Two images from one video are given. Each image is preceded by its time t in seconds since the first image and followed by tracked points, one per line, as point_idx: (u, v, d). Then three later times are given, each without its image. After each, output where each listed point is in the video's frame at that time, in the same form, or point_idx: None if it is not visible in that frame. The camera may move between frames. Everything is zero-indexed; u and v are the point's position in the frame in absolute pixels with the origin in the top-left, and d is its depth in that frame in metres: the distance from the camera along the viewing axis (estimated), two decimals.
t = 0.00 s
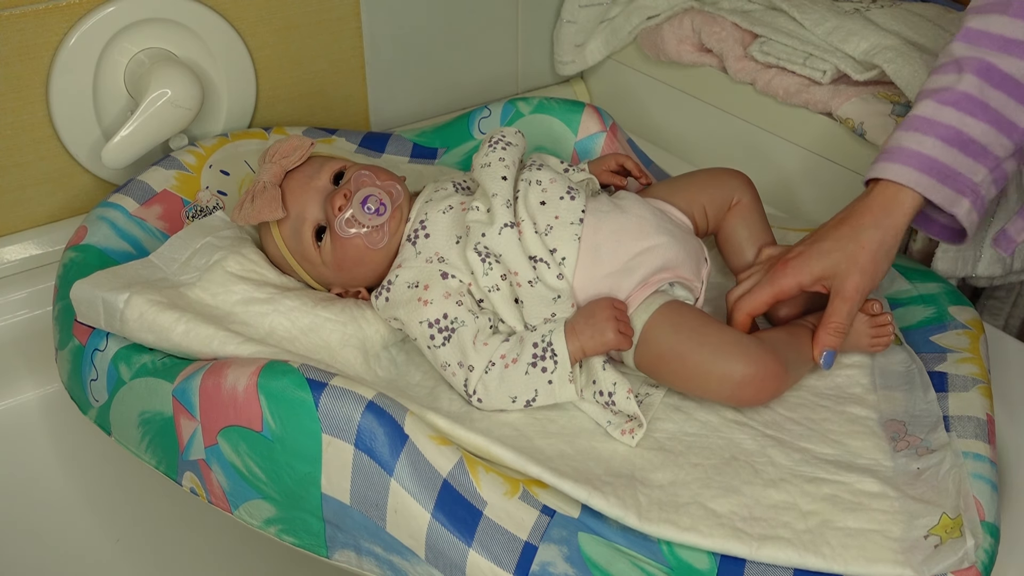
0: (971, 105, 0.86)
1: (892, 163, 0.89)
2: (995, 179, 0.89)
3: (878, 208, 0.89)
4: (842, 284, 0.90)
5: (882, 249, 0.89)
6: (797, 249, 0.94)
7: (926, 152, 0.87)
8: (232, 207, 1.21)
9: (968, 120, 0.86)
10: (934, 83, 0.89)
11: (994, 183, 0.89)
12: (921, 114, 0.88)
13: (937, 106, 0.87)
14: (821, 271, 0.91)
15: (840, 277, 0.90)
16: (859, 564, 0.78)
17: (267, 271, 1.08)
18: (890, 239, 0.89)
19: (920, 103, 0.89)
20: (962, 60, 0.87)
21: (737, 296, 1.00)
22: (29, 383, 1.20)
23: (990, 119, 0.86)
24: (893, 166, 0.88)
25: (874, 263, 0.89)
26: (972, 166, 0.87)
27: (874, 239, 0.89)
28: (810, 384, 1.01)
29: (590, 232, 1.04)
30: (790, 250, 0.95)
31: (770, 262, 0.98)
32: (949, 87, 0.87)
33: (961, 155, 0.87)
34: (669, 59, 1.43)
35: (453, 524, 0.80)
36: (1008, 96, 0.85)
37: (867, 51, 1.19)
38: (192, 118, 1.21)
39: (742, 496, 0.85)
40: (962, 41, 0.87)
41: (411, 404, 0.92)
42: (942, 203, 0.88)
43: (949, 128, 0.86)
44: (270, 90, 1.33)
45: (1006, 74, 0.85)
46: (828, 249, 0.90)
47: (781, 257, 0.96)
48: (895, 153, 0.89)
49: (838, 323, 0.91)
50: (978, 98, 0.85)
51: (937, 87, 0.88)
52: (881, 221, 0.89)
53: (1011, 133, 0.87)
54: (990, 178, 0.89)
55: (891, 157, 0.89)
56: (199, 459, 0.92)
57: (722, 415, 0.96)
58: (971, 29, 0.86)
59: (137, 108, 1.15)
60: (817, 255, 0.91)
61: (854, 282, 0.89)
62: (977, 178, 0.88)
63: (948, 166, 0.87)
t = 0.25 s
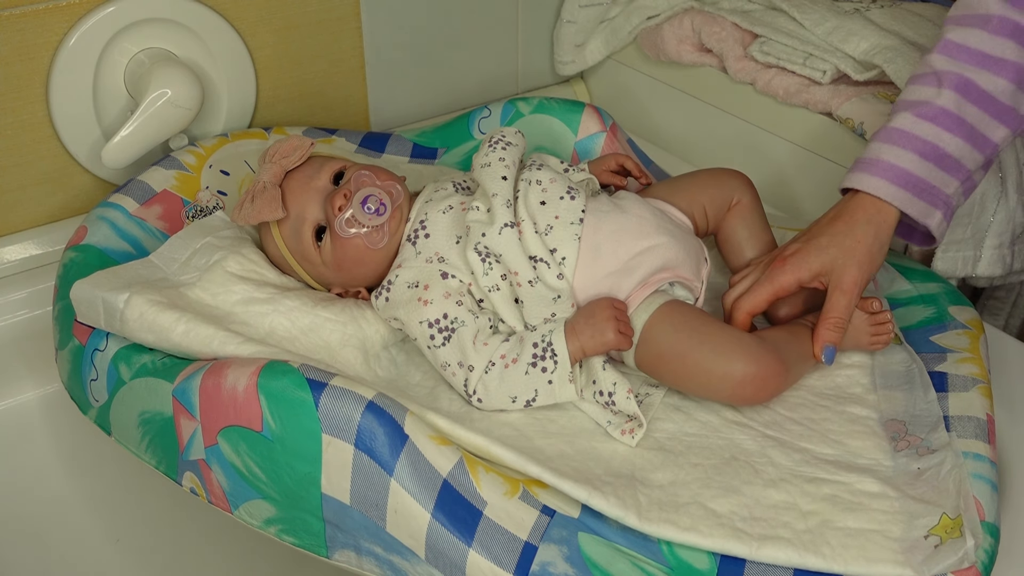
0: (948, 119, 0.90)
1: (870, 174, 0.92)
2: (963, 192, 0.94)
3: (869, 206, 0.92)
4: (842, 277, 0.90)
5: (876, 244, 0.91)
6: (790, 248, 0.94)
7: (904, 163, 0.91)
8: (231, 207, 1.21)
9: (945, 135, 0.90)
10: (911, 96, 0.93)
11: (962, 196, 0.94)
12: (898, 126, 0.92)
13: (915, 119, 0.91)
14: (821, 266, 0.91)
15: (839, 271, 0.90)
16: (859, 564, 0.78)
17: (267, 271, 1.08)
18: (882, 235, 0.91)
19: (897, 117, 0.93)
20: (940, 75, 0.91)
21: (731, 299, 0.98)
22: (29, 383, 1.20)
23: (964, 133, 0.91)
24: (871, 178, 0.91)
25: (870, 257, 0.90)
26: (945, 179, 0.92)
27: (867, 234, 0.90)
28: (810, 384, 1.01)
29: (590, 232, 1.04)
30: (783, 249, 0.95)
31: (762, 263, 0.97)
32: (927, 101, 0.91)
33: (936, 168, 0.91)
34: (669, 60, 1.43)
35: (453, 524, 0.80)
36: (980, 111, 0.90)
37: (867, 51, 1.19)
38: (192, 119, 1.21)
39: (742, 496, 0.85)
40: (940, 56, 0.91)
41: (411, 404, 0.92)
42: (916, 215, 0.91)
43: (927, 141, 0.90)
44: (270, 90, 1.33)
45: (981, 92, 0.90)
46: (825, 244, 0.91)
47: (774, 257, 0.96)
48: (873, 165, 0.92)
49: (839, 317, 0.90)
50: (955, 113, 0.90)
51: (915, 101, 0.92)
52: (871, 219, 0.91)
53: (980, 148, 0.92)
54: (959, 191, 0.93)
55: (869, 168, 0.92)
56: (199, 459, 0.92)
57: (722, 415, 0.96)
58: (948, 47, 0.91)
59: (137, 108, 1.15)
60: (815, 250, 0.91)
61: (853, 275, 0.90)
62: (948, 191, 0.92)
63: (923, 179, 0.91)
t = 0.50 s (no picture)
0: (930, 128, 0.90)
1: (851, 183, 0.91)
2: (942, 198, 0.94)
3: (853, 206, 0.91)
4: (831, 277, 0.90)
5: (863, 243, 0.90)
6: (778, 250, 0.94)
7: (886, 174, 0.90)
8: (232, 207, 1.21)
9: (927, 145, 0.90)
10: (894, 102, 0.91)
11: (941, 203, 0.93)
12: (880, 134, 0.91)
13: (898, 128, 0.90)
14: (809, 267, 0.91)
15: (828, 271, 0.90)
16: (859, 564, 0.78)
17: (267, 271, 1.08)
18: (868, 233, 0.91)
19: (879, 122, 0.92)
20: (924, 83, 0.90)
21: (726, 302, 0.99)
22: (29, 383, 1.18)
23: (945, 142, 0.90)
24: (853, 187, 0.91)
25: (858, 256, 0.90)
26: (925, 188, 0.91)
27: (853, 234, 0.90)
28: (810, 384, 1.01)
29: (590, 232, 1.04)
30: (772, 251, 0.95)
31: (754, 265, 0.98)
32: (910, 109, 0.90)
33: (916, 178, 0.91)
34: (669, 60, 1.43)
35: (453, 524, 0.80)
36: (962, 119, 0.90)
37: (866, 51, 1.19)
38: (192, 119, 1.21)
39: (742, 496, 0.85)
40: (925, 61, 0.90)
41: (411, 404, 0.92)
42: (896, 224, 0.91)
43: (909, 151, 0.90)
44: (270, 90, 1.33)
45: (964, 101, 0.89)
46: (811, 245, 0.91)
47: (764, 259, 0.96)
48: (855, 173, 0.91)
49: (833, 317, 0.90)
50: (938, 123, 0.89)
51: (898, 108, 0.91)
52: (855, 218, 0.91)
53: (961, 155, 0.91)
54: (937, 198, 0.93)
55: (850, 176, 0.91)
56: (199, 459, 0.92)
57: (722, 415, 0.96)
58: (932, 52, 0.90)
59: (137, 108, 1.15)
60: (801, 252, 0.91)
61: (843, 275, 0.90)
62: (928, 199, 0.92)
63: (903, 188, 0.91)
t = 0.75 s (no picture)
0: (925, 128, 0.89)
1: (846, 182, 0.91)
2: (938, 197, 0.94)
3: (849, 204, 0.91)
4: (827, 276, 0.90)
5: (858, 240, 0.91)
6: (773, 248, 0.94)
7: (881, 173, 0.90)
8: (232, 207, 1.21)
9: (923, 144, 0.90)
10: (891, 101, 0.91)
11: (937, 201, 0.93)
12: (876, 132, 0.91)
13: (894, 127, 0.90)
14: (805, 266, 0.91)
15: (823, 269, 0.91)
16: (859, 564, 0.78)
17: (267, 271, 1.08)
18: (863, 231, 0.91)
19: (875, 121, 0.92)
20: (922, 81, 0.89)
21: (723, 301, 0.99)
22: (29, 383, 1.18)
23: (941, 141, 0.90)
24: (848, 186, 0.91)
25: (853, 253, 0.90)
26: (921, 187, 0.91)
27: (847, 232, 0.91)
28: (810, 384, 1.01)
29: (590, 232, 1.04)
30: (767, 249, 0.95)
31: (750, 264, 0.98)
32: (906, 108, 0.90)
33: (912, 177, 0.91)
34: (669, 60, 1.43)
35: (453, 524, 0.80)
36: (958, 119, 0.90)
37: (866, 51, 1.19)
38: (192, 118, 1.21)
39: (742, 496, 0.85)
40: (923, 60, 0.89)
41: (411, 404, 0.92)
42: (891, 223, 0.92)
43: (905, 150, 0.90)
44: (270, 90, 1.33)
45: (962, 101, 0.89)
46: (808, 244, 0.91)
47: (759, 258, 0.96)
48: (850, 172, 0.91)
49: (831, 316, 0.91)
50: (934, 122, 0.89)
51: (895, 106, 0.91)
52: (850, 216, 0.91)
53: (958, 154, 0.91)
54: (933, 197, 0.93)
55: (846, 175, 0.91)
56: (199, 459, 0.92)
57: (722, 415, 0.96)
58: (930, 50, 0.89)
59: (137, 108, 1.15)
60: (797, 251, 0.91)
61: (839, 273, 0.90)
62: (923, 198, 0.92)
63: (899, 187, 0.91)
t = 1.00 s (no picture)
0: (931, 130, 0.89)
1: (851, 183, 0.91)
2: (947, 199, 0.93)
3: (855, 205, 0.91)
4: (830, 275, 0.90)
5: (862, 241, 0.91)
6: (778, 246, 0.94)
7: (886, 175, 0.90)
8: (232, 207, 1.21)
9: (929, 146, 0.89)
10: (898, 101, 0.90)
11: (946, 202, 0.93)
12: (882, 134, 0.90)
13: (900, 129, 0.90)
14: (808, 265, 0.91)
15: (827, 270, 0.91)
16: (859, 564, 0.78)
17: (267, 271, 1.08)
18: (868, 232, 0.91)
19: (881, 121, 0.91)
20: (929, 83, 0.89)
21: (726, 300, 0.99)
22: (29, 383, 1.18)
23: (948, 144, 0.89)
24: (853, 187, 0.90)
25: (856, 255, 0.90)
26: (928, 189, 0.91)
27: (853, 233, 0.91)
28: (810, 384, 1.01)
29: (590, 232, 1.04)
30: (771, 248, 0.95)
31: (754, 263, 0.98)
32: (912, 110, 0.89)
33: (919, 178, 0.90)
34: (669, 60, 1.43)
35: (453, 524, 0.80)
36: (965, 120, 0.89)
37: (866, 51, 1.19)
38: (192, 118, 1.21)
39: (742, 496, 0.85)
40: (930, 60, 0.88)
41: (411, 404, 0.92)
42: (898, 225, 0.91)
43: (911, 152, 0.89)
44: (270, 90, 1.33)
45: (969, 103, 0.88)
46: (812, 243, 0.91)
47: (763, 257, 0.96)
48: (855, 173, 0.91)
49: (832, 315, 0.91)
50: (940, 124, 0.89)
51: (901, 107, 0.90)
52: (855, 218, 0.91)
53: (966, 156, 0.90)
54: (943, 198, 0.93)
55: (851, 177, 0.91)
56: (199, 459, 0.92)
57: (722, 415, 0.96)
58: (938, 51, 0.88)
59: (137, 108, 1.15)
60: (801, 250, 0.91)
61: (842, 273, 0.90)
62: (931, 199, 0.92)
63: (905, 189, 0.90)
